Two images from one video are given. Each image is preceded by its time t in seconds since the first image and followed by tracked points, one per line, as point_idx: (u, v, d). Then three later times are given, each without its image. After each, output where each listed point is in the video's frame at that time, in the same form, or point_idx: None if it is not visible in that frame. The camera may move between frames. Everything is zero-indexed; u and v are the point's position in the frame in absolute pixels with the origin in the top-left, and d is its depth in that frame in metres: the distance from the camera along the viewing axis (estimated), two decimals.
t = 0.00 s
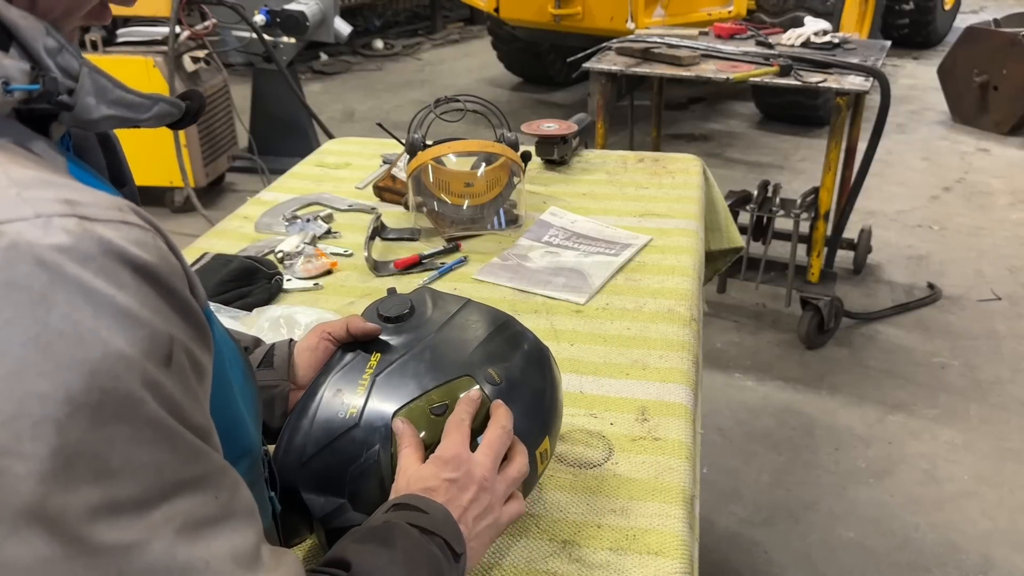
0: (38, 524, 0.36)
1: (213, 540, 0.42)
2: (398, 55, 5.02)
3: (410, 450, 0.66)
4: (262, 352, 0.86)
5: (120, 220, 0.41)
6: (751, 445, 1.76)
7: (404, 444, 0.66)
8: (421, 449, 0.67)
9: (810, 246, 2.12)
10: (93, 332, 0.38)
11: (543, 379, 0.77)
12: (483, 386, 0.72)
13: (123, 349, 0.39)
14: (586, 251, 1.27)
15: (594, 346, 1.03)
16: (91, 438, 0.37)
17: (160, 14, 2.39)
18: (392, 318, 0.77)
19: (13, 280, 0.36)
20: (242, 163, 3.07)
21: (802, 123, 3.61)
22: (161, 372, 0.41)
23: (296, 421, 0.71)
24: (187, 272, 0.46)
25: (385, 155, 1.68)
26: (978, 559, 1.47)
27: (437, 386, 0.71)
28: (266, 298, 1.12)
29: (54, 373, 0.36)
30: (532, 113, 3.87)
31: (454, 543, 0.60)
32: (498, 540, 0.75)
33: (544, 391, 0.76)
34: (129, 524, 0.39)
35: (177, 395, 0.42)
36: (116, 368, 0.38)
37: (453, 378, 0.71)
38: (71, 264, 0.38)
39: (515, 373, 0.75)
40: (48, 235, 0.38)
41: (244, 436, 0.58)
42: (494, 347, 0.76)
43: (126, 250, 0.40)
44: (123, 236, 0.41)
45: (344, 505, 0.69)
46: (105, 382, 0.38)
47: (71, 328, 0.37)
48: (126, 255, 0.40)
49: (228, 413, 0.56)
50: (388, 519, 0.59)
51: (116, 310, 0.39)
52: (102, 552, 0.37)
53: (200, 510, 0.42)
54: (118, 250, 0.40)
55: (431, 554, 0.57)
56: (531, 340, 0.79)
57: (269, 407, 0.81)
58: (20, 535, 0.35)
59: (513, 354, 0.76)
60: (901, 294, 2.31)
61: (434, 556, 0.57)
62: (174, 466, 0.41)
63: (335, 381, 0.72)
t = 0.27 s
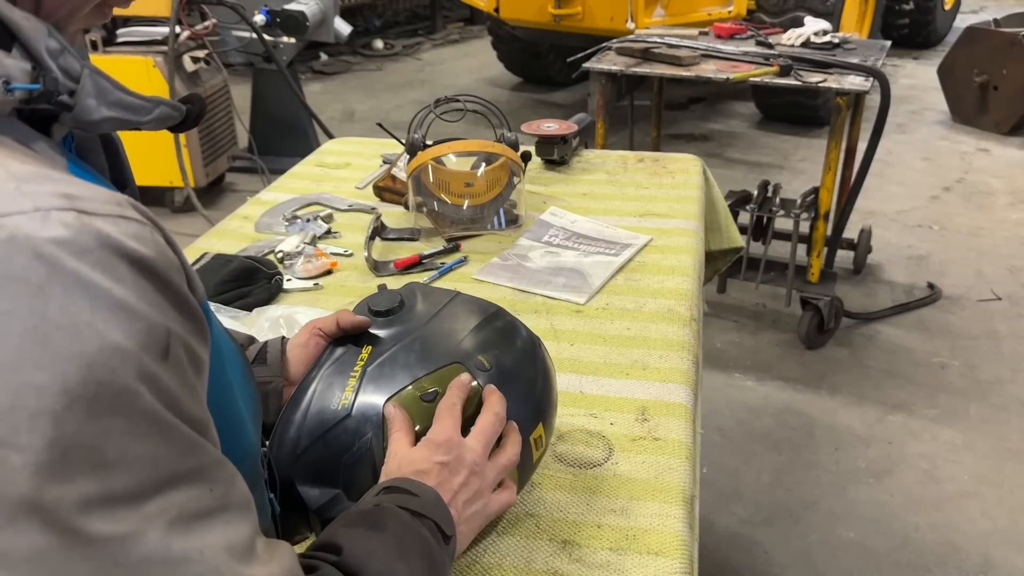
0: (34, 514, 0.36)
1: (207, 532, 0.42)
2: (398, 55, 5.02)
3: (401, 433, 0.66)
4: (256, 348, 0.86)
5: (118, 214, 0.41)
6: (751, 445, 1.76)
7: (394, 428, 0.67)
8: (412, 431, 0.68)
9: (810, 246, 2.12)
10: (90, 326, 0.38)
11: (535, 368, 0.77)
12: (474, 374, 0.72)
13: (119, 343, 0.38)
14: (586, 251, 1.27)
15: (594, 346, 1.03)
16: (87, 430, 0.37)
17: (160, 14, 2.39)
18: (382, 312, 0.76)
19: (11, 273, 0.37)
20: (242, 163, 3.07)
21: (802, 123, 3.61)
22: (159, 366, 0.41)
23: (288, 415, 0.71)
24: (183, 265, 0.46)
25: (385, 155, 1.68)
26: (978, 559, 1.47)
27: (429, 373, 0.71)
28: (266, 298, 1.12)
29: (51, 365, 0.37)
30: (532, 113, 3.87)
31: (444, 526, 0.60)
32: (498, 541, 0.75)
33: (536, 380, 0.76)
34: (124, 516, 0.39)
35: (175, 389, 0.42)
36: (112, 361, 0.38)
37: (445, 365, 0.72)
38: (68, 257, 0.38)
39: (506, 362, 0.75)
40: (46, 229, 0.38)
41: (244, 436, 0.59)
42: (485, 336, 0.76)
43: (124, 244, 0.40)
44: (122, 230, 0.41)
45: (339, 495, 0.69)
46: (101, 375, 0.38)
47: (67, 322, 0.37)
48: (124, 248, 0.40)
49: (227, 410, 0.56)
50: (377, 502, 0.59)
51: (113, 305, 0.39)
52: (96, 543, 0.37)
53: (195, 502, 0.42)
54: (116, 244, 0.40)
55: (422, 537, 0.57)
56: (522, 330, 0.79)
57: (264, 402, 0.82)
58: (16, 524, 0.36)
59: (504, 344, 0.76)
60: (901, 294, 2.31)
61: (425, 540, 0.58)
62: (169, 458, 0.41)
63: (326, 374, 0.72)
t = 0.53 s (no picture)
0: (23, 510, 0.36)
1: (196, 536, 0.42)
2: (398, 55, 5.02)
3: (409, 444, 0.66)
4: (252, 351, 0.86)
5: (114, 215, 0.41)
6: (751, 445, 1.76)
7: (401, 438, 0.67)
8: (419, 441, 0.67)
9: (810, 246, 2.12)
10: (83, 324, 0.38)
11: (541, 376, 0.77)
12: (483, 384, 0.72)
13: (112, 342, 0.38)
14: (586, 251, 1.27)
15: (594, 346, 1.03)
16: (79, 428, 0.37)
17: (160, 14, 2.39)
18: (387, 320, 0.76)
19: (6, 270, 0.37)
20: (242, 163, 3.07)
21: (802, 123, 3.61)
22: (151, 367, 0.41)
23: (297, 426, 0.70)
24: (178, 268, 0.46)
25: (385, 155, 1.68)
26: (978, 559, 1.47)
27: (440, 386, 0.71)
28: (266, 298, 1.12)
29: (42, 362, 0.37)
30: (532, 113, 3.87)
31: (450, 537, 0.60)
32: (499, 541, 0.75)
33: (542, 387, 0.76)
34: (113, 515, 0.38)
35: (167, 391, 0.42)
36: (104, 360, 0.38)
37: (455, 376, 0.72)
38: (63, 256, 0.38)
39: (513, 370, 0.75)
40: (42, 227, 0.38)
41: (242, 432, 0.59)
42: (491, 345, 0.76)
43: (119, 244, 0.40)
44: (118, 231, 0.41)
45: (350, 508, 0.70)
46: (93, 373, 0.38)
47: (61, 319, 0.37)
48: (119, 249, 0.40)
49: (224, 407, 0.56)
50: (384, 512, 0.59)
51: (106, 304, 0.39)
52: (85, 542, 0.37)
53: (185, 505, 0.42)
54: (111, 245, 0.40)
55: (425, 549, 0.57)
56: (527, 337, 0.79)
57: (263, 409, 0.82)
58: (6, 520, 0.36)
59: (510, 352, 0.76)
60: (901, 294, 2.31)
61: (428, 551, 0.57)
62: (161, 459, 0.41)
63: (333, 386, 0.72)
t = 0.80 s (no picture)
0: (19, 503, 0.36)
1: (195, 522, 0.42)
2: (398, 55, 5.02)
3: (400, 432, 0.66)
4: (250, 342, 0.86)
5: (105, 209, 0.41)
6: (751, 445, 1.76)
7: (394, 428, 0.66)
8: (412, 431, 0.67)
9: (810, 246, 2.12)
10: (76, 317, 0.38)
11: (538, 375, 0.77)
12: (477, 378, 0.72)
13: (105, 335, 0.39)
14: (586, 251, 1.27)
15: (594, 346, 1.03)
16: (73, 421, 0.37)
17: (160, 14, 2.39)
18: (387, 314, 0.77)
19: None
20: (242, 163, 3.07)
21: (802, 123, 3.61)
22: (147, 358, 0.41)
23: (292, 414, 0.71)
24: (173, 261, 0.46)
25: (385, 155, 1.68)
26: (978, 559, 1.47)
27: (435, 380, 0.71)
28: (266, 298, 1.12)
29: (36, 355, 0.37)
30: (532, 113, 3.87)
31: (450, 518, 0.60)
32: (500, 542, 0.75)
33: (540, 387, 0.76)
34: (111, 505, 0.38)
35: (163, 382, 0.42)
36: (98, 353, 0.38)
37: (448, 369, 0.72)
38: (54, 249, 0.38)
39: (509, 368, 0.75)
40: (33, 221, 0.38)
41: (243, 436, 0.59)
42: (489, 343, 0.76)
43: (111, 238, 0.40)
44: (110, 225, 0.41)
45: (340, 496, 0.69)
46: (87, 366, 0.38)
47: (54, 312, 0.37)
48: (111, 242, 0.40)
49: (223, 411, 0.56)
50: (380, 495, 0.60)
51: (99, 296, 0.39)
52: (84, 531, 0.37)
53: (183, 493, 0.42)
54: (103, 239, 0.40)
55: (427, 531, 0.57)
56: (527, 338, 0.79)
57: (261, 399, 0.82)
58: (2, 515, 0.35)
59: (507, 350, 0.76)
60: (901, 294, 2.31)
61: (430, 533, 0.58)
62: (157, 449, 0.41)
63: (329, 376, 0.72)
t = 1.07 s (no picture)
0: (7, 503, 0.35)
1: (181, 528, 0.42)
2: (398, 55, 5.02)
3: (405, 441, 0.66)
4: (257, 353, 0.86)
5: (98, 209, 0.41)
6: (751, 445, 1.76)
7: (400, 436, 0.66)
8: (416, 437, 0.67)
9: (810, 245, 2.12)
10: (67, 317, 0.38)
11: (543, 379, 0.77)
12: (483, 385, 0.72)
13: (96, 335, 0.39)
14: (586, 251, 1.27)
15: (594, 346, 1.04)
16: (62, 420, 0.37)
17: (160, 14, 2.39)
18: (395, 316, 0.76)
19: None
20: (242, 163, 3.07)
21: (802, 123, 3.61)
22: (138, 358, 0.41)
23: (296, 416, 0.71)
24: (166, 262, 0.46)
25: (385, 155, 1.68)
26: (978, 559, 1.47)
27: (443, 388, 0.71)
28: (266, 298, 1.12)
29: (26, 355, 0.37)
30: (532, 113, 3.87)
31: (450, 532, 0.60)
32: (500, 542, 0.75)
33: (544, 392, 0.76)
34: (98, 506, 0.39)
35: (154, 383, 0.42)
36: (89, 353, 0.38)
37: (455, 376, 0.72)
38: (45, 249, 0.38)
39: (515, 373, 0.75)
40: (25, 220, 0.38)
41: (234, 440, 0.58)
42: (495, 347, 0.76)
43: (104, 238, 0.40)
44: (103, 224, 0.41)
45: (343, 500, 0.70)
46: (78, 365, 0.38)
47: (45, 312, 0.37)
48: (104, 242, 0.40)
49: (217, 413, 0.56)
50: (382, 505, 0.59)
51: (92, 296, 0.39)
52: (70, 533, 0.37)
53: (171, 496, 0.42)
54: (95, 239, 0.40)
55: (423, 543, 0.57)
56: (532, 340, 0.79)
57: (268, 407, 0.82)
58: None
59: (512, 355, 0.76)
60: (901, 294, 2.31)
61: (427, 545, 0.57)
62: (147, 451, 0.41)
63: (335, 378, 0.72)
